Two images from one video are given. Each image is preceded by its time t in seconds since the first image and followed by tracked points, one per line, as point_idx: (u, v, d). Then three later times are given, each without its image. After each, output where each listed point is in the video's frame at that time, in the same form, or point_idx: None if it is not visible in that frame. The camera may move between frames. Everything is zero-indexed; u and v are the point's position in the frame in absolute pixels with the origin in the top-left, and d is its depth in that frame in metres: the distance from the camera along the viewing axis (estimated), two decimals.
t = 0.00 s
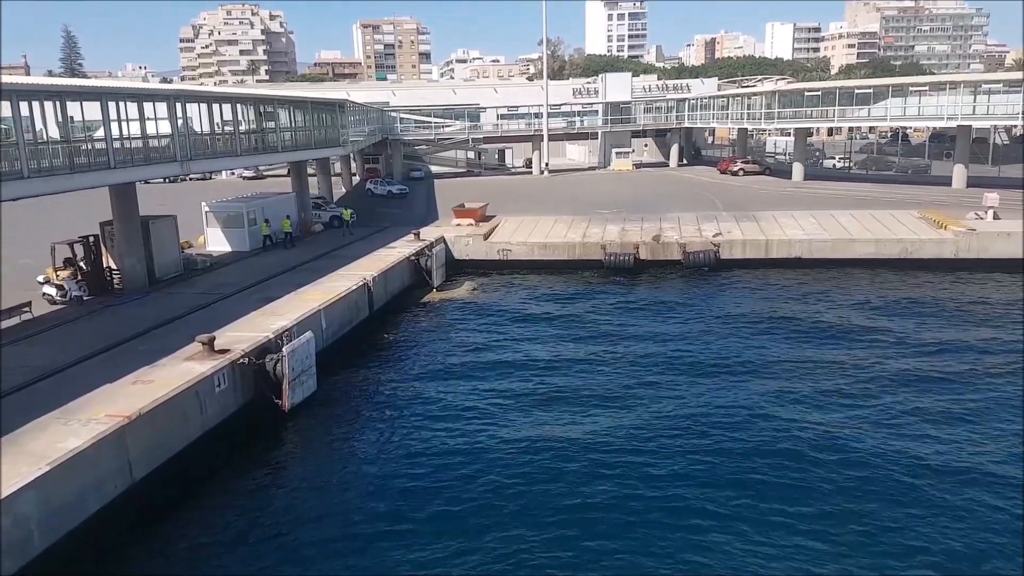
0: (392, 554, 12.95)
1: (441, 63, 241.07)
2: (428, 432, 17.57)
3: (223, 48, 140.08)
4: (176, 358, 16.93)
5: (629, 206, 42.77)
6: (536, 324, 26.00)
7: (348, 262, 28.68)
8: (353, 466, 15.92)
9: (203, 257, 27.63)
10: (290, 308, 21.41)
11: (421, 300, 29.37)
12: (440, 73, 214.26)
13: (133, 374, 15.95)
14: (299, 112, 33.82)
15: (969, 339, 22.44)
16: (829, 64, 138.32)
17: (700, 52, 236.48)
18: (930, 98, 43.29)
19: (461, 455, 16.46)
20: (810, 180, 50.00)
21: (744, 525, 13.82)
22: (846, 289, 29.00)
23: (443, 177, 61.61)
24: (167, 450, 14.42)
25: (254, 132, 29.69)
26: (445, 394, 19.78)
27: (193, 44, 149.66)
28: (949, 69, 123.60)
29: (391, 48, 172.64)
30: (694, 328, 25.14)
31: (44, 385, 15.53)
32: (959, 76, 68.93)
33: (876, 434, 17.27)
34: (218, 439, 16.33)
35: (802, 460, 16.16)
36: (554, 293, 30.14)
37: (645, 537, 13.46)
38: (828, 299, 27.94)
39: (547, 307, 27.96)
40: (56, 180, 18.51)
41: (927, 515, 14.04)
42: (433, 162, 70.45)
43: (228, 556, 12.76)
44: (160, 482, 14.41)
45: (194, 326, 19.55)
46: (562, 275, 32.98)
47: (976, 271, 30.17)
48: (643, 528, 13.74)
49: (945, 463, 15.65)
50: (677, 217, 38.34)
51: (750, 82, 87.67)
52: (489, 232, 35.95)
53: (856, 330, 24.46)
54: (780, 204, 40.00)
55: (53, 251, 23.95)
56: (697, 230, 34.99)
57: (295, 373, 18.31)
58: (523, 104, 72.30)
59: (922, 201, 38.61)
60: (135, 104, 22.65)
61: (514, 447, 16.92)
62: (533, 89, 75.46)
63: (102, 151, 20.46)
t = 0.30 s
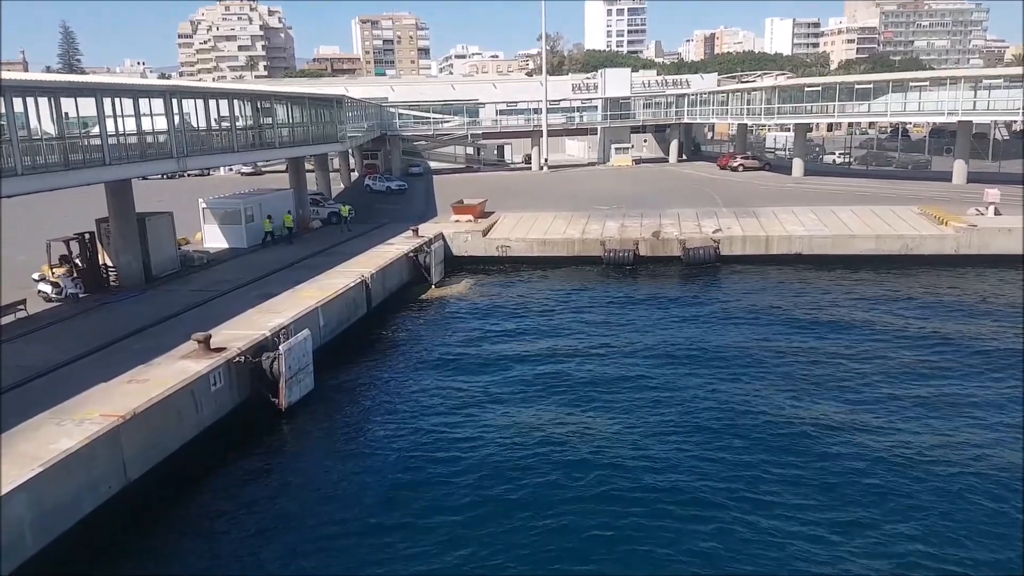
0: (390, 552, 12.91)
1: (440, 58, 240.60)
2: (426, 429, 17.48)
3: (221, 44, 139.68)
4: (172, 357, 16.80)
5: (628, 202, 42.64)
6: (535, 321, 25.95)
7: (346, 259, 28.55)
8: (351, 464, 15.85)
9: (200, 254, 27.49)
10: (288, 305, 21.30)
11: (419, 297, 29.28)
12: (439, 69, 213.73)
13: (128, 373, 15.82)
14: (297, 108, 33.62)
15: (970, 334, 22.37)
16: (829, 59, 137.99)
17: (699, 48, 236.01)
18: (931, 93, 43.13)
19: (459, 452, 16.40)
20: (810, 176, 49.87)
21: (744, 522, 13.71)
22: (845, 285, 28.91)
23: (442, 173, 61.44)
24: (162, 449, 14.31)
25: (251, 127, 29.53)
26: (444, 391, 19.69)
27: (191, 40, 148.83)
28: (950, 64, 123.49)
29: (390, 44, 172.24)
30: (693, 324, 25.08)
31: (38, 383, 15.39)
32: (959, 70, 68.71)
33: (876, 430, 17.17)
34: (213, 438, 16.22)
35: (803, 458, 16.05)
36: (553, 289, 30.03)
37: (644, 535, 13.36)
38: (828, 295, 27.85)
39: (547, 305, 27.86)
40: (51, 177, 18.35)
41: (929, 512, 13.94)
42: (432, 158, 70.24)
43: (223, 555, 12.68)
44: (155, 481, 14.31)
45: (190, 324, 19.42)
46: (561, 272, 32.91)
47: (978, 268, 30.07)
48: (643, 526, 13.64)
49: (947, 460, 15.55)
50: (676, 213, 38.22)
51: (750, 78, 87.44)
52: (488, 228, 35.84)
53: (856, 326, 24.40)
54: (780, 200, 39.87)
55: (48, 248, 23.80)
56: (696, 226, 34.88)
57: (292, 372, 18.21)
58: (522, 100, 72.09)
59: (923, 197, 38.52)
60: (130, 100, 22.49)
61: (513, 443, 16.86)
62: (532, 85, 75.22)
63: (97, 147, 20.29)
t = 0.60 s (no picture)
0: (387, 552, 12.82)
1: (439, 54, 240.28)
2: (424, 430, 17.36)
3: (219, 41, 139.17)
4: (167, 357, 16.65)
5: (627, 199, 42.54)
6: (535, 319, 25.85)
7: (344, 257, 28.41)
8: (348, 465, 15.74)
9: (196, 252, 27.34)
10: (285, 304, 21.17)
11: (417, 295, 29.17)
12: (439, 65, 213.38)
13: (122, 373, 15.69)
14: (294, 105, 33.44)
15: (970, 331, 22.30)
16: (828, 56, 137.76)
17: (698, 45, 235.65)
18: (930, 90, 43.00)
19: (457, 452, 16.31)
20: (810, 173, 49.75)
21: (746, 523, 13.57)
22: (845, 283, 28.83)
23: (441, 170, 61.28)
24: (156, 451, 14.18)
25: (248, 125, 29.35)
26: (442, 391, 19.58)
27: (190, 37, 148.28)
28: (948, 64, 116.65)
29: (389, 41, 171.95)
30: (693, 322, 24.99)
31: (32, 384, 15.26)
32: (958, 67, 68.66)
33: (878, 430, 17.03)
34: (208, 438, 16.08)
35: (804, 459, 15.91)
36: (552, 287, 29.93)
37: (643, 535, 13.27)
38: (828, 292, 27.77)
39: (546, 303, 27.74)
40: (46, 176, 18.18)
41: (933, 512, 13.78)
42: (431, 155, 70.05)
43: (218, 558, 12.57)
44: (148, 483, 14.19)
45: (186, 323, 19.28)
46: (560, 270, 32.82)
47: (978, 265, 30.01)
48: (644, 527, 13.49)
49: (950, 460, 15.38)
50: (675, 210, 38.13)
51: (750, 75, 87.17)
52: (487, 226, 35.72)
53: (856, 323, 24.33)
54: (780, 197, 39.75)
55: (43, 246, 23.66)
56: (695, 223, 34.76)
57: (288, 372, 18.09)
58: (521, 97, 71.94)
59: (922, 194, 38.43)
60: (126, 97, 22.31)
61: (511, 442, 16.77)
62: (531, 82, 75.01)
63: (92, 145, 20.12)
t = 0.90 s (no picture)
0: (383, 557, 12.72)
1: (438, 56, 240.40)
2: (422, 434, 17.23)
3: (218, 42, 139.02)
4: (163, 361, 16.53)
5: (626, 201, 42.42)
6: (533, 322, 25.72)
7: (342, 259, 28.28)
8: (344, 470, 15.62)
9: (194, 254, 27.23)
10: (282, 307, 21.04)
11: (416, 298, 29.04)
12: (438, 67, 213.38)
13: (117, 377, 15.57)
14: (293, 106, 33.30)
15: (970, 334, 22.22)
16: (827, 57, 137.80)
17: (697, 46, 235.83)
18: (930, 92, 42.91)
19: (454, 456, 16.19)
20: (809, 175, 49.66)
21: (747, 528, 13.43)
22: (845, 286, 28.72)
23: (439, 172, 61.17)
24: (150, 456, 14.05)
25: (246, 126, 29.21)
26: (441, 394, 19.46)
27: (189, 38, 148.09)
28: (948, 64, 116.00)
29: (388, 42, 172.07)
30: (692, 325, 24.88)
31: (25, 388, 15.15)
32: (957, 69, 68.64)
33: (879, 433, 16.90)
34: (203, 443, 15.94)
35: (805, 462, 15.77)
36: (551, 290, 29.80)
37: (641, 539, 13.18)
38: (828, 295, 27.69)
39: (545, 305, 27.62)
40: (41, 177, 18.05)
41: (932, 516, 13.70)
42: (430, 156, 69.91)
43: (212, 564, 12.45)
44: (142, 489, 14.06)
45: (183, 326, 19.16)
46: (559, 271, 32.71)
47: (978, 267, 29.92)
48: (644, 532, 13.36)
49: (953, 465, 15.26)
50: (675, 212, 38.04)
51: (749, 77, 87.20)
52: (486, 227, 35.60)
53: (856, 326, 24.23)
54: (779, 199, 39.68)
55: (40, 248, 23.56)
56: (695, 225, 34.66)
57: (285, 376, 17.98)
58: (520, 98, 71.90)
59: (922, 196, 38.37)
60: (122, 99, 22.18)
61: (509, 446, 16.66)
62: (530, 83, 74.91)
63: (88, 146, 19.98)
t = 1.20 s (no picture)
0: (380, 563, 12.57)
1: (437, 57, 240.19)
2: (420, 440, 17.07)
3: (217, 43, 138.93)
4: (158, 366, 16.37)
5: (626, 203, 42.23)
6: (532, 325, 25.53)
7: (341, 262, 28.11)
8: (341, 475, 15.45)
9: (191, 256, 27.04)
10: (279, 311, 20.88)
11: (415, 301, 28.89)
12: (437, 68, 213.33)
13: (112, 382, 15.40)
14: (291, 108, 33.13)
15: (972, 337, 22.10)
16: (827, 59, 137.76)
17: (696, 48, 235.83)
18: (931, 94, 42.76)
19: (453, 461, 16.03)
20: (809, 177, 49.52)
21: (750, 534, 13.26)
22: (847, 289, 28.55)
23: (438, 174, 61.01)
24: (145, 463, 13.88)
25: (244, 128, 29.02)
26: (439, 399, 19.30)
27: (188, 39, 147.77)
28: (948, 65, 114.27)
29: (387, 44, 172.06)
30: (693, 328, 24.72)
31: (21, 392, 14.98)
32: (957, 72, 68.57)
33: (884, 438, 16.70)
34: (199, 449, 15.76)
35: (809, 467, 15.57)
36: (550, 293, 29.63)
37: (641, 544, 13.03)
38: (829, 299, 27.52)
39: (543, 308, 27.45)
40: (36, 180, 17.87)
41: (934, 519, 13.59)
42: (429, 158, 69.68)
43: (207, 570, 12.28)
44: (137, 495, 13.89)
45: (179, 330, 18.99)
46: (559, 274, 32.54)
47: (980, 271, 29.78)
48: (646, 539, 13.16)
49: (958, 470, 15.05)
50: (675, 215, 37.88)
51: (749, 79, 87.02)
52: (485, 230, 35.43)
53: (857, 329, 24.10)
54: (780, 202, 39.52)
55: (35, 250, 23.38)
56: (695, 228, 34.50)
57: (282, 381, 17.79)
58: (519, 100, 71.78)
59: (922, 199, 38.23)
60: (119, 100, 22.03)
61: (508, 451, 16.50)
62: (530, 85, 74.78)
63: (84, 148, 19.80)
